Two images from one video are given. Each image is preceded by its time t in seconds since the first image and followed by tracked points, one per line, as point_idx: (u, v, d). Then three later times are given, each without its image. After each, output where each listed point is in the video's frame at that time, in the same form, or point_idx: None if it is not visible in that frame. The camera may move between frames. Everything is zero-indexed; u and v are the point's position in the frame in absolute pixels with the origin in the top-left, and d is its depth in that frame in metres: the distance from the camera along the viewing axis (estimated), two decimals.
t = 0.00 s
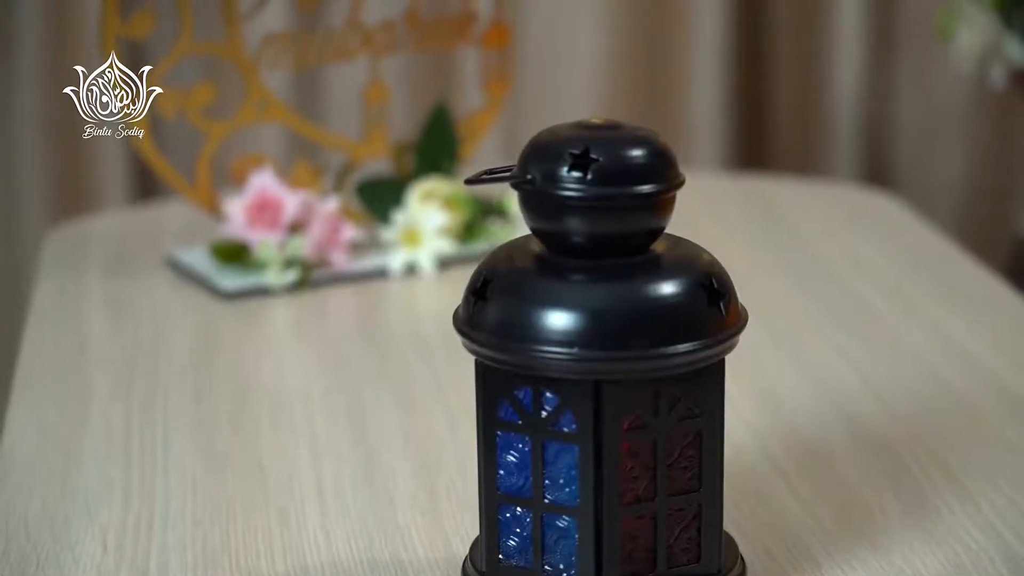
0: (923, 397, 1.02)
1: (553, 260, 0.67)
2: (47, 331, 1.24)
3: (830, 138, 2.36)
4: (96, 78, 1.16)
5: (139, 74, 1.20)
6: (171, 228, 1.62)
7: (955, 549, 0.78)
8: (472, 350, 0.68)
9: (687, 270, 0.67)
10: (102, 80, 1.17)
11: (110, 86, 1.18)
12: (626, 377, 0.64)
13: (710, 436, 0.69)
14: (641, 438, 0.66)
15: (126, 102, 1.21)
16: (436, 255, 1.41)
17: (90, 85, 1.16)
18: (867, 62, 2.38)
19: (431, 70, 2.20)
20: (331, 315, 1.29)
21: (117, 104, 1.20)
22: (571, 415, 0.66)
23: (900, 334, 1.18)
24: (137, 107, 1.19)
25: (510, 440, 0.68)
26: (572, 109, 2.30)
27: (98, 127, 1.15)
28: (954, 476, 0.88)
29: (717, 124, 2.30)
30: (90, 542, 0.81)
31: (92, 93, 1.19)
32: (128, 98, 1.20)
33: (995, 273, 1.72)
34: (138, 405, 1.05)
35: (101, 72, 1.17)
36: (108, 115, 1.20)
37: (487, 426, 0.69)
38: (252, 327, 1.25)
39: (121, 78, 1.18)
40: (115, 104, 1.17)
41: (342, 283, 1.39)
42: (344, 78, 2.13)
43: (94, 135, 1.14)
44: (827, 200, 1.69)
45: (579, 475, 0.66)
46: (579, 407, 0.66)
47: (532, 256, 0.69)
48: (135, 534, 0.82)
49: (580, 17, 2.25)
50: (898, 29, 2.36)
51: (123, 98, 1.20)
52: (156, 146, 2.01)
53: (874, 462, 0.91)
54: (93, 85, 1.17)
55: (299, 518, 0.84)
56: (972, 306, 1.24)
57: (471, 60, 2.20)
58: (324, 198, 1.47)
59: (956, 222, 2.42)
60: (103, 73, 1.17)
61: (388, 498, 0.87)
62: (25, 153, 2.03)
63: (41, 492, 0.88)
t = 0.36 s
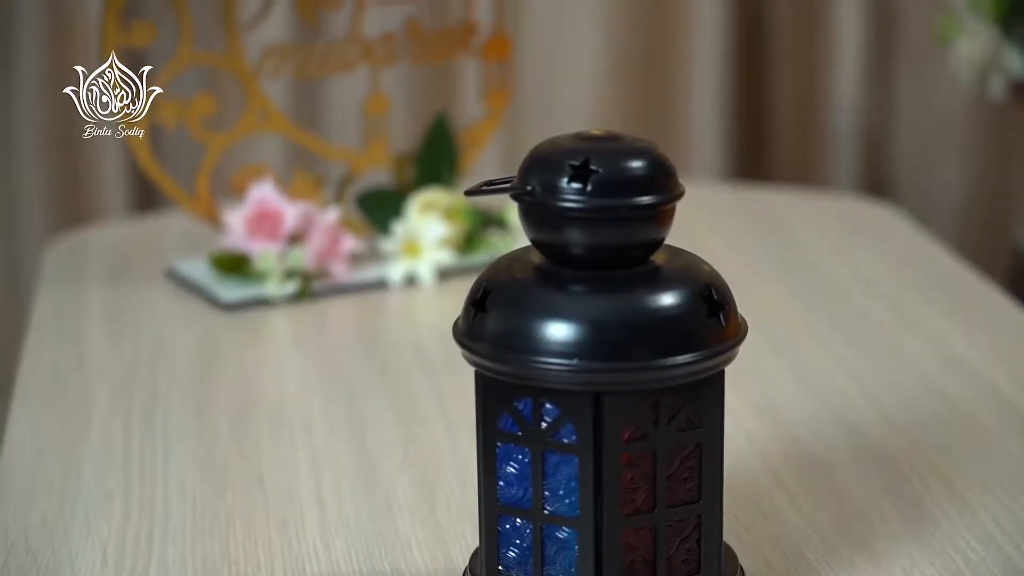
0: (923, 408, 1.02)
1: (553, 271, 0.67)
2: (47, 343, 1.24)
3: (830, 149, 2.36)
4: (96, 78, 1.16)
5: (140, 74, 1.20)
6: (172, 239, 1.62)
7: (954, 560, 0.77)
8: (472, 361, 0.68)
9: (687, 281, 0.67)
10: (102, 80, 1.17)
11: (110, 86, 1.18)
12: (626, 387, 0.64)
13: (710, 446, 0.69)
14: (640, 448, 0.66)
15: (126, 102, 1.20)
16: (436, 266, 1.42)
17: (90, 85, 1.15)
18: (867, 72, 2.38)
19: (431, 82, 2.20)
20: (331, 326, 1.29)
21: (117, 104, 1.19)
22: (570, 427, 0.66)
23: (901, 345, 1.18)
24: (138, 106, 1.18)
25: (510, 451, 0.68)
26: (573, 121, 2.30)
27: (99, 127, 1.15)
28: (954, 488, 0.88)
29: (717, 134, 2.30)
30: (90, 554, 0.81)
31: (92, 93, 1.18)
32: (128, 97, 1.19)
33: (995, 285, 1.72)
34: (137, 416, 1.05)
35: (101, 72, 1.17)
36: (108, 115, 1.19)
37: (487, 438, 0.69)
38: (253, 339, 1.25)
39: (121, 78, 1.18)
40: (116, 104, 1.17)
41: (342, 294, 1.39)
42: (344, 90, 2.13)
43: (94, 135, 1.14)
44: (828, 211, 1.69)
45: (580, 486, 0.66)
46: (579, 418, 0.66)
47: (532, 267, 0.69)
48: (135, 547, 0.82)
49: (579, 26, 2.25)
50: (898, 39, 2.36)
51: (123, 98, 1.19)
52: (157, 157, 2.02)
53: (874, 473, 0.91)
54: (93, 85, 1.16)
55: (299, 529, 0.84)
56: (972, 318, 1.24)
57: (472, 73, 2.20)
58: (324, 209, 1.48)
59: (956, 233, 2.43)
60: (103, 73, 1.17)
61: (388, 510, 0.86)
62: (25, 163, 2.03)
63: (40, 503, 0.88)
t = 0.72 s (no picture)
0: (923, 420, 1.02)
1: (554, 283, 0.68)
2: (48, 353, 1.24)
3: (829, 160, 2.37)
4: (96, 78, 1.17)
5: (140, 74, 1.21)
6: (172, 251, 1.62)
7: (954, 572, 0.77)
8: (472, 373, 0.68)
9: (687, 292, 0.67)
10: (102, 80, 1.17)
11: (110, 86, 1.18)
12: (626, 399, 0.64)
13: (710, 457, 0.69)
14: (640, 460, 0.66)
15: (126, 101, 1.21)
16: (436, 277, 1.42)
17: (90, 85, 1.15)
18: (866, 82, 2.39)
19: (431, 93, 2.20)
20: (331, 337, 1.29)
21: (118, 103, 1.20)
22: (570, 438, 0.66)
23: (901, 357, 1.18)
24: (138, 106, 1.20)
25: (510, 463, 0.68)
26: (573, 131, 2.30)
27: (98, 127, 1.16)
28: (953, 500, 0.88)
29: (717, 145, 2.31)
30: (90, 564, 0.81)
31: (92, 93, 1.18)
32: (129, 97, 1.21)
33: (997, 297, 1.72)
34: (137, 426, 1.05)
35: (101, 72, 1.17)
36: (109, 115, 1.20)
37: (487, 449, 0.69)
38: (252, 350, 1.25)
39: (121, 78, 1.19)
40: (116, 104, 1.17)
41: (342, 305, 1.39)
42: (344, 101, 2.14)
43: (94, 135, 1.15)
44: (828, 223, 1.69)
45: (579, 498, 0.66)
46: (579, 429, 0.66)
47: (532, 279, 0.69)
48: (135, 557, 0.82)
49: (579, 35, 2.26)
50: (897, 50, 2.37)
51: (123, 97, 1.20)
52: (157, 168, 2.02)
53: (873, 485, 0.91)
54: (93, 85, 1.17)
55: (300, 540, 0.84)
56: (974, 330, 1.24)
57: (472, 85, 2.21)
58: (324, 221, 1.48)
59: (956, 245, 2.42)
60: (103, 73, 1.17)
61: (388, 521, 0.86)
62: (25, 173, 2.03)
63: (40, 512, 0.89)
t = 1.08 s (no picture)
0: (923, 431, 1.02)
1: (553, 295, 0.68)
2: (47, 366, 1.24)
3: (829, 171, 2.37)
4: (96, 78, 1.16)
5: (141, 74, 1.20)
6: (171, 262, 1.62)
7: None
8: (472, 385, 0.68)
9: (687, 304, 0.67)
10: (102, 80, 1.16)
11: (110, 86, 1.17)
12: (626, 412, 0.65)
13: (709, 469, 0.69)
14: (640, 472, 0.66)
15: (125, 100, 1.21)
16: (436, 289, 1.42)
17: (90, 85, 1.14)
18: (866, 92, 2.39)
19: (431, 105, 2.21)
20: (331, 349, 1.29)
21: (117, 103, 1.19)
22: (570, 450, 0.66)
23: (900, 368, 1.18)
24: (138, 107, 1.18)
25: (509, 475, 0.68)
26: (572, 143, 2.31)
27: (98, 127, 1.15)
28: (953, 511, 0.88)
29: (716, 156, 2.31)
30: None
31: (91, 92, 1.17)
32: (129, 97, 1.19)
33: (997, 310, 1.71)
34: (137, 439, 1.05)
35: (101, 72, 1.16)
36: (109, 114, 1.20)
37: (487, 461, 0.69)
38: (252, 362, 1.25)
39: (122, 78, 1.18)
40: (115, 104, 1.17)
41: (342, 317, 1.39)
42: (343, 113, 2.14)
43: (94, 135, 1.14)
44: (827, 234, 1.69)
45: (580, 509, 0.66)
46: (579, 441, 0.66)
47: (532, 291, 0.69)
48: (134, 570, 0.82)
49: (579, 48, 2.26)
50: (897, 60, 2.37)
51: (124, 98, 1.19)
52: (157, 181, 2.02)
53: (873, 496, 0.91)
54: (93, 85, 1.16)
55: (299, 552, 0.84)
56: (974, 342, 1.24)
57: (472, 97, 2.21)
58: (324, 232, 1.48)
59: (955, 257, 2.42)
60: (103, 73, 1.16)
61: (388, 533, 0.86)
62: (25, 184, 2.03)
63: (39, 525, 0.89)
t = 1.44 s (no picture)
0: (923, 444, 1.02)
1: (553, 308, 0.68)
2: (48, 379, 1.24)
3: (829, 184, 2.37)
4: (96, 78, 1.14)
5: (143, 73, 1.15)
6: (170, 275, 1.62)
7: None
8: (472, 398, 0.69)
9: (686, 317, 0.67)
10: (101, 80, 1.14)
11: (110, 86, 1.15)
12: (626, 425, 0.65)
13: (709, 482, 0.69)
14: (640, 485, 0.66)
15: (126, 102, 1.16)
16: (436, 302, 1.42)
17: (90, 85, 1.14)
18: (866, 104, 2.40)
19: (430, 118, 2.21)
20: (331, 361, 1.29)
21: (117, 104, 1.16)
22: (570, 463, 0.66)
23: (901, 381, 1.18)
24: (137, 106, 1.13)
25: (509, 488, 0.68)
26: (572, 155, 2.31)
27: (98, 128, 1.13)
28: (954, 524, 0.87)
29: (716, 169, 2.31)
30: None
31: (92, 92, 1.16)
32: (129, 97, 1.16)
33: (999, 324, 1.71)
34: (137, 452, 1.05)
35: (101, 72, 1.14)
36: (110, 115, 1.16)
37: (487, 475, 0.69)
38: (252, 374, 1.25)
39: (122, 78, 1.16)
40: (115, 104, 1.15)
41: (342, 330, 1.39)
42: (343, 126, 2.14)
43: (93, 136, 1.12)
44: (828, 247, 1.69)
45: (579, 522, 0.66)
46: (579, 454, 0.66)
47: (531, 304, 0.69)
48: None
49: (579, 61, 2.27)
50: (898, 72, 2.38)
51: (123, 98, 1.16)
52: (157, 193, 2.02)
53: (874, 509, 0.90)
54: (92, 85, 1.14)
55: (299, 566, 0.84)
56: (975, 356, 1.24)
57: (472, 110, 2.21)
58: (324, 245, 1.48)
59: (955, 270, 2.42)
60: (103, 73, 1.15)
61: (388, 547, 0.86)
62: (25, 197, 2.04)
63: (39, 538, 0.89)
